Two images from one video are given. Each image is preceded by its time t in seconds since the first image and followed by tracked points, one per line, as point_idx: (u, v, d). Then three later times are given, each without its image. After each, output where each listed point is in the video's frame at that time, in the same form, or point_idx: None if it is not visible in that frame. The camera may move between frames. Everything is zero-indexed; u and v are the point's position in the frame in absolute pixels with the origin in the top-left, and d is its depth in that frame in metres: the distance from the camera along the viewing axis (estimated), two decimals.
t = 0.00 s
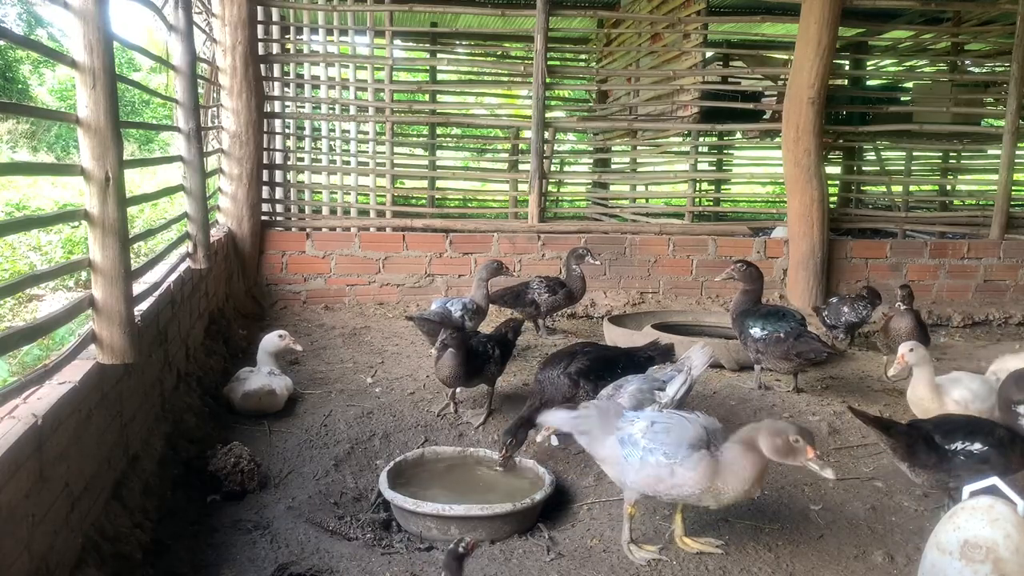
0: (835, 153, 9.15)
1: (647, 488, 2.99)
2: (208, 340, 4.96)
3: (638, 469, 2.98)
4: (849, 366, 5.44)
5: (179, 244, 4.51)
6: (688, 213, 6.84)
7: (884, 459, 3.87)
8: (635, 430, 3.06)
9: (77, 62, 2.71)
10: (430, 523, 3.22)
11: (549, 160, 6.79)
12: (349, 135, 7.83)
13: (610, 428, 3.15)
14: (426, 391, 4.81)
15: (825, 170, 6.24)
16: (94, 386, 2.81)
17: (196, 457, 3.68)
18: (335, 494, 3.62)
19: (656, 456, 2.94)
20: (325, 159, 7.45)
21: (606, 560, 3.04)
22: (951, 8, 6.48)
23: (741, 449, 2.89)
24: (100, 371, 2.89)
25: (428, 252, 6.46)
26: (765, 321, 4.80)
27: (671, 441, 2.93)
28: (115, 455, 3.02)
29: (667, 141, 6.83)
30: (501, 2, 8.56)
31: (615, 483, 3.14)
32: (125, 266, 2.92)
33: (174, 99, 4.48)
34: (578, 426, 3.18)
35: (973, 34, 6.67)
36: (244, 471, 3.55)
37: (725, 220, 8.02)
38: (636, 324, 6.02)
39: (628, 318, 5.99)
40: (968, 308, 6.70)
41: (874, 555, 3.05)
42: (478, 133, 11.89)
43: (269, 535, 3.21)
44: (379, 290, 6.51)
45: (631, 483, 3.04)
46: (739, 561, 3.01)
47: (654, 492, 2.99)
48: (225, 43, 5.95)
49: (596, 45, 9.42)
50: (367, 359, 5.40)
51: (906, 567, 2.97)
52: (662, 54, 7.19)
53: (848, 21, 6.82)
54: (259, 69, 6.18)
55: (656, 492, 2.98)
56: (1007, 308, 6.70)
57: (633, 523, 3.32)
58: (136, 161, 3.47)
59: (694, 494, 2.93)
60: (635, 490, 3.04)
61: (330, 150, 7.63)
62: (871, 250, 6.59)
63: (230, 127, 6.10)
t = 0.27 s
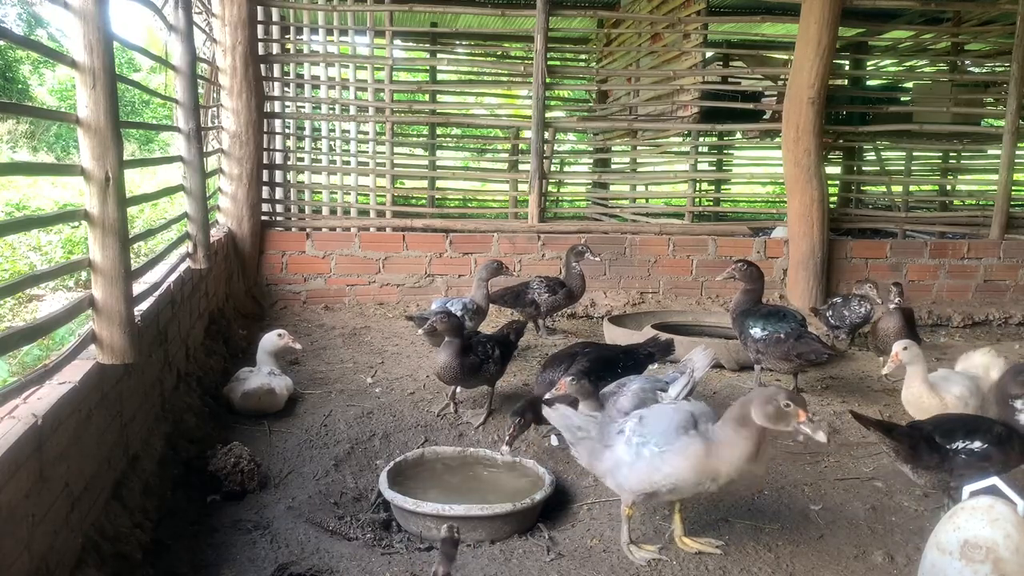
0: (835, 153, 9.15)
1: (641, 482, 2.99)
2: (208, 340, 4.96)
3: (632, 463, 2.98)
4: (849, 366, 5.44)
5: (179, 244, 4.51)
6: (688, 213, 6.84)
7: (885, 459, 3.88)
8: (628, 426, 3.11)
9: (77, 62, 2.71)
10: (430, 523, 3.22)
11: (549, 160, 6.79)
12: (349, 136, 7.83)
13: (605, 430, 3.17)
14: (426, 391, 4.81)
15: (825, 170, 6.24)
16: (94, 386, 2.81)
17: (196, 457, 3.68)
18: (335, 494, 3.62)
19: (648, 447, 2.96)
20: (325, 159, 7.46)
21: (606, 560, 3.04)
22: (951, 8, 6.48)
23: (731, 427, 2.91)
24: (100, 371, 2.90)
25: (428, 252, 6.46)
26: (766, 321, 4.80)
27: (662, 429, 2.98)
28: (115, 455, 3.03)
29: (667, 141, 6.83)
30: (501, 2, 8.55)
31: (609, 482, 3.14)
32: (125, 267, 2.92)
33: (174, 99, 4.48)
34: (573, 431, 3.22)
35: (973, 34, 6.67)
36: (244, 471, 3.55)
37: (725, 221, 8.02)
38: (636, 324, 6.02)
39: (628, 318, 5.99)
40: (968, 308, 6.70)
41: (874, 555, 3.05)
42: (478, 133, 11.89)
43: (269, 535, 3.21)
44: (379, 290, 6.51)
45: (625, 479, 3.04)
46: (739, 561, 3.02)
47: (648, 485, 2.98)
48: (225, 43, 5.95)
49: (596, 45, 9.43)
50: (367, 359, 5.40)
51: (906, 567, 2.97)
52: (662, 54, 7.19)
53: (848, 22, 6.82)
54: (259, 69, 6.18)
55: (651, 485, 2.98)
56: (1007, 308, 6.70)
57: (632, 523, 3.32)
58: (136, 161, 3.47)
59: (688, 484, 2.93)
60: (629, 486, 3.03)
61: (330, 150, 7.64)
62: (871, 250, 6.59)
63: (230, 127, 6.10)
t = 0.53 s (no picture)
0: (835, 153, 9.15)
1: (651, 489, 2.96)
2: (208, 340, 4.95)
3: (641, 469, 2.95)
4: (849, 366, 5.44)
5: (179, 244, 4.51)
6: (688, 213, 6.84)
7: (885, 459, 3.88)
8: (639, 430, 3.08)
9: (77, 62, 2.71)
10: (430, 523, 3.21)
11: (549, 160, 6.79)
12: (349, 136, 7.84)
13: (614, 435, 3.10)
14: (426, 391, 4.81)
15: (825, 170, 6.24)
16: (94, 386, 2.81)
17: (196, 457, 3.68)
18: (335, 494, 3.62)
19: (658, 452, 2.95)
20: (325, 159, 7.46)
21: (606, 560, 3.04)
22: (951, 8, 6.48)
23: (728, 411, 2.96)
24: (100, 371, 2.90)
25: (428, 252, 6.46)
26: (766, 321, 4.80)
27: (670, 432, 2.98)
28: (115, 455, 3.02)
29: (667, 141, 6.83)
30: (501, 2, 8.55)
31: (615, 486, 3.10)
32: (125, 267, 2.92)
33: (174, 99, 4.48)
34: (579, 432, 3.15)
35: (974, 34, 6.67)
36: (244, 471, 3.55)
37: (725, 221, 8.02)
38: (637, 324, 6.02)
39: (628, 318, 5.99)
40: (968, 308, 6.70)
41: (874, 555, 3.05)
42: (478, 133, 11.89)
43: (269, 535, 3.21)
44: (379, 290, 6.51)
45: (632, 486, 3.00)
46: (739, 561, 3.02)
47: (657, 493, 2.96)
48: (225, 43, 5.95)
49: (596, 45, 9.43)
50: (367, 359, 5.40)
51: (906, 567, 2.97)
52: (662, 54, 7.19)
53: (848, 21, 6.82)
54: (259, 69, 6.19)
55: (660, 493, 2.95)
56: (1007, 308, 6.70)
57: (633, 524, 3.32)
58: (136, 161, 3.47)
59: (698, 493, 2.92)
60: (635, 492, 3.00)
61: (330, 150, 7.64)
62: (871, 250, 6.59)
63: (231, 127, 6.10)
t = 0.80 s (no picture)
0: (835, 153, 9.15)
1: (663, 484, 2.96)
2: (208, 340, 4.95)
3: (652, 459, 2.97)
4: (849, 366, 5.44)
5: (179, 244, 4.51)
6: (688, 213, 6.84)
7: (885, 459, 3.88)
8: (643, 428, 3.14)
9: (77, 62, 2.71)
10: (430, 523, 3.22)
11: (549, 160, 6.79)
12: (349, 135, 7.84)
13: (616, 430, 3.14)
14: (426, 391, 4.81)
15: (825, 170, 6.24)
16: (94, 386, 2.81)
17: (196, 457, 3.69)
18: (335, 494, 3.62)
19: (667, 439, 2.99)
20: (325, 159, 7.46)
21: (606, 560, 3.05)
22: (951, 8, 6.48)
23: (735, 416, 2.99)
24: (100, 371, 2.90)
25: (428, 252, 6.46)
26: (768, 321, 4.80)
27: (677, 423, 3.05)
28: (115, 455, 3.02)
29: (667, 141, 6.83)
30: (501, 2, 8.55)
31: (625, 487, 3.08)
32: (126, 267, 2.92)
33: (173, 99, 4.48)
34: (578, 425, 3.16)
35: (973, 34, 6.67)
36: (244, 471, 3.55)
37: (725, 221, 8.02)
38: (637, 324, 6.02)
39: (628, 318, 5.99)
40: (968, 308, 6.70)
41: (874, 555, 3.05)
42: (478, 133, 11.89)
43: (269, 535, 3.21)
44: (379, 290, 6.51)
45: (646, 480, 2.99)
46: (739, 561, 3.02)
47: (673, 484, 2.95)
48: (225, 43, 5.95)
49: (596, 45, 9.43)
50: (367, 359, 5.40)
51: (906, 567, 2.97)
52: (662, 54, 7.19)
53: (848, 21, 6.82)
54: (259, 69, 6.19)
55: (675, 482, 2.94)
56: (1007, 308, 6.70)
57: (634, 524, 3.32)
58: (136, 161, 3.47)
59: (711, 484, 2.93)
60: (649, 486, 2.98)
61: (330, 150, 7.64)
62: (871, 250, 6.59)
63: (230, 127, 6.10)
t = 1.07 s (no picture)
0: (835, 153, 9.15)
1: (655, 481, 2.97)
2: (208, 340, 4.95)
3: (647, 455, 2.98)
4: (849, 366, 5.44)
5: (179, 244, 4.51)
6: (688, 213, 6.83)
7: (886, 459, 3.89)
8: (644, 424, 3.16)
9: (77, 62, 2.71)
10: (430, 523, 3.21)
11: (549, 160, 6.78)
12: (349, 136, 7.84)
13: (614, 421, 3.15)
14: (426, 391, 4.81)
15: (825, 170, 6.24)
16: (94, 386, 2.81)
17: (196, 457, 3.69)
18: (335, 494, 3.62)
19: (663, 435, 3.01)
20: (325, 159, 7.46)
21: (606, 560, 3.04)
22: (951, 8, 6.48)
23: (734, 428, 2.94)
24: (101, 371, 2.90)
25: (428, 252, 6.46)
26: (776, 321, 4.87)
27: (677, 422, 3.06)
28: (115, 455, 3.03)
29: (667, 141, 6.83)
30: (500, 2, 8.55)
31: (621, 478, 3.10)
32: (125, 267, 2.92)
33: (173, 99, 4.47)
34: (578, 413, 3.17)
35: (973, 34, 6.66)
36: (244, 471, 3.56)
37: (725, 221, 8.02)
38: (636, 324, 6.02)
39: (628, 318, 5.99)
40: (968, 308, 6.70)
41: (874, 555, 3.05)
42: (478, 133, 11.89)
43: (269, 535, 3.21)
44: (379, 290, 6.51)
45: (638, 472, 3.00)
46: (740, 561, 3.02)
47: (662, 480, 2.95)
48: (225, 44, 5.95)
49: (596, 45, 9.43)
50: (367, 359, 5.40)
51: (906, 567, 2.97)
52: (662, 54, 7.19)
53: (848, 21, 6.81)
54: (259, 69, 6.19)
55: (665, 477, 2.94)
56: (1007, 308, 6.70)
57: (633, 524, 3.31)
58: (136, 161, 3.47)
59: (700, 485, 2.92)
60: (642, 479, 2.99)
61: (330, 150, 7.64)
62: (871, 250, 6.59)
63: (230, 127, 6.10)
